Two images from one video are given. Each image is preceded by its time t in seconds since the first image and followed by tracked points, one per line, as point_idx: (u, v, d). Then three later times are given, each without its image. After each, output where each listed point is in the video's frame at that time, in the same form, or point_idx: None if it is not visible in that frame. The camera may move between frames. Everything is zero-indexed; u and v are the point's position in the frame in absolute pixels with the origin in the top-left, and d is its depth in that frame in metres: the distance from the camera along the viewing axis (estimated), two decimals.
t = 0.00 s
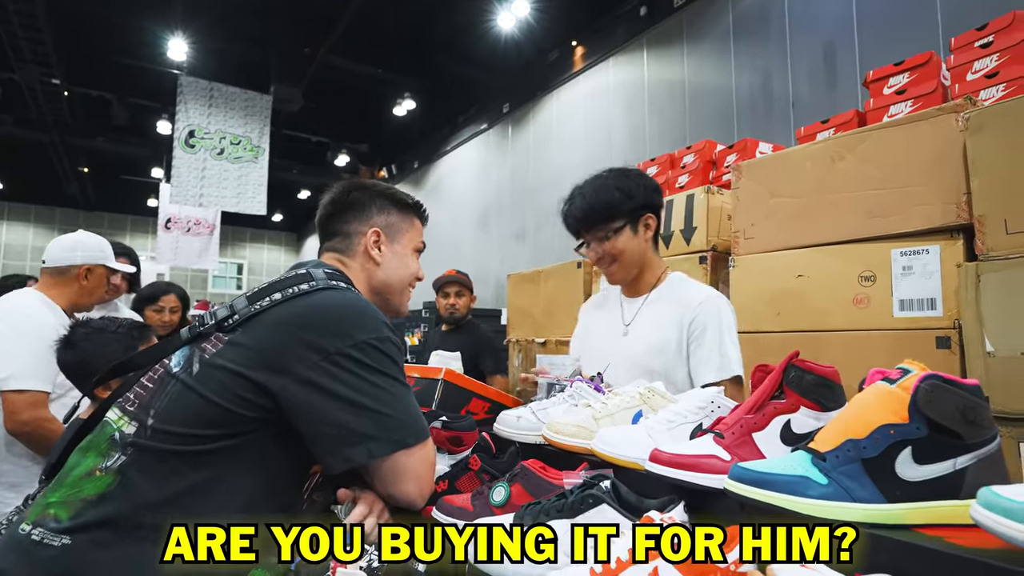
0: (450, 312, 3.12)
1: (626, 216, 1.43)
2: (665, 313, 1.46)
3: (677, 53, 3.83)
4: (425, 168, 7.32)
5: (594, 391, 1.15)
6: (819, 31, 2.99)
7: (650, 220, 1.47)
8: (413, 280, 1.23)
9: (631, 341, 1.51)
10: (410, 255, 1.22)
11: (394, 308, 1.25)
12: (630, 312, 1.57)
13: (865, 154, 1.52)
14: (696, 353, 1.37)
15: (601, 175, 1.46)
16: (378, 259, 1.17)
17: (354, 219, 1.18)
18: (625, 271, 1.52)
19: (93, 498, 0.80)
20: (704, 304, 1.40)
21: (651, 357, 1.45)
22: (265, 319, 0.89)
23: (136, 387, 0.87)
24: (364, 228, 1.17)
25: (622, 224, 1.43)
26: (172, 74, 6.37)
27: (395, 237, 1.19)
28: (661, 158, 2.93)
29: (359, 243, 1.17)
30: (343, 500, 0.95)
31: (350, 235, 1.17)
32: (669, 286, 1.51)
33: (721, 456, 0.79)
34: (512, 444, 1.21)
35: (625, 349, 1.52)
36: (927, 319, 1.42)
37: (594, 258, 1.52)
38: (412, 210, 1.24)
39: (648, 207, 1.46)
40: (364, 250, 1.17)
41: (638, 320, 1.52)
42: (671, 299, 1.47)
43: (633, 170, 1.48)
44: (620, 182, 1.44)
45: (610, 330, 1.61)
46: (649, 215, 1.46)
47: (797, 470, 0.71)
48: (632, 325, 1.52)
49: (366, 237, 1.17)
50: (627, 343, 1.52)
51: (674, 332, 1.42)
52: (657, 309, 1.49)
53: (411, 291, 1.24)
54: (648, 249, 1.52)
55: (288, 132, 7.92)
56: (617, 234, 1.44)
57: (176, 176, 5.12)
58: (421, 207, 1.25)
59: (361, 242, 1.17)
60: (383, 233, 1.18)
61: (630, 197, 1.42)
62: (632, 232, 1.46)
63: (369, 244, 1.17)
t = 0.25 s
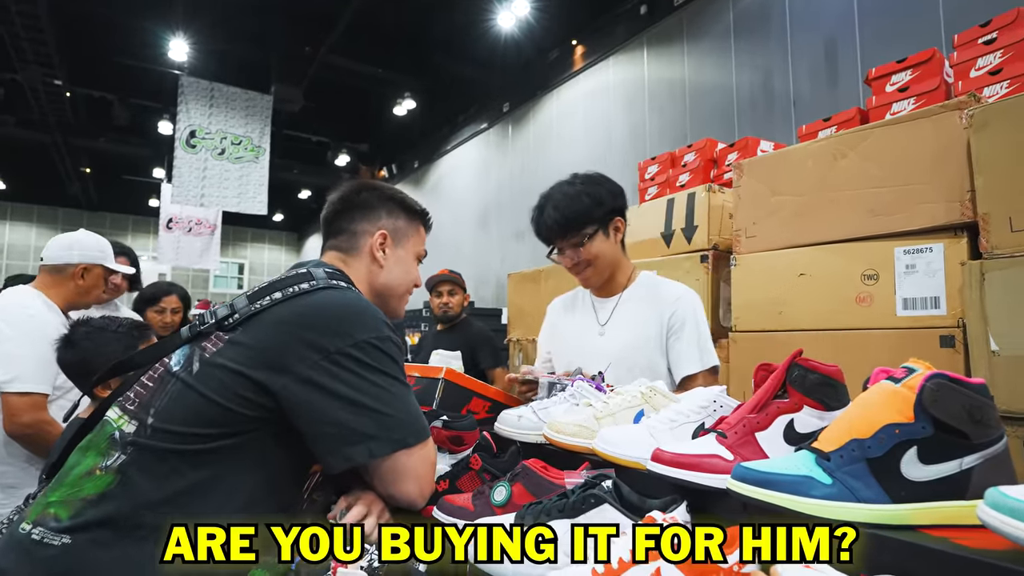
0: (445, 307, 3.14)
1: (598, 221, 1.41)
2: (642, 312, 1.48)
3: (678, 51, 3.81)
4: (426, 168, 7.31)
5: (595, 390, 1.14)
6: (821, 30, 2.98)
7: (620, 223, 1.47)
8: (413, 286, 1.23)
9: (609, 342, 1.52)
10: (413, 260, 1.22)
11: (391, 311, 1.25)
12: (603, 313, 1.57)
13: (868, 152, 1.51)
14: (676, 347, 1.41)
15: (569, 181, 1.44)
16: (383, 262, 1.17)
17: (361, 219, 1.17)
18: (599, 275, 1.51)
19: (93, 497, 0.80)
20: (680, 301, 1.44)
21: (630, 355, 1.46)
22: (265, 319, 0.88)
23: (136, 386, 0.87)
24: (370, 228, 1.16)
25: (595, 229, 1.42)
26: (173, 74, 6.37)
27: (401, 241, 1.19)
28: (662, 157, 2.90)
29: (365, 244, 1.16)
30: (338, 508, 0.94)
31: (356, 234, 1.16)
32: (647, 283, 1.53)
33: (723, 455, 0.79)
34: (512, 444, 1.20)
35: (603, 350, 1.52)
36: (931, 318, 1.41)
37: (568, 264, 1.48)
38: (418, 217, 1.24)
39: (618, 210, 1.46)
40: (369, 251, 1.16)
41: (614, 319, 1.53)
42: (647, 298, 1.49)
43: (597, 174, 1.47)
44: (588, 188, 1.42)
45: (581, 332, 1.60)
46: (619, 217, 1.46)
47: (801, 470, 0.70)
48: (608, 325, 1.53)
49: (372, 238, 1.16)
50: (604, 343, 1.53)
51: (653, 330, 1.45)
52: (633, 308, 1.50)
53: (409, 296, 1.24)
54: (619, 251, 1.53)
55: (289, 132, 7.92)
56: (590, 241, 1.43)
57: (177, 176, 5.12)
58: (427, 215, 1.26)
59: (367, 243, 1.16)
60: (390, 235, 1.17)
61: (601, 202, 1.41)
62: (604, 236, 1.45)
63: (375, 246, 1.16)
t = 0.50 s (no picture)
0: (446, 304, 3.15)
1: (591, 223, 1.38)
2: (641, 309, 1.49)
3: (684, 47, 3.79)
4: (432, 166, 7.31)
5: (603, 387, 1.13)
6: (830, 25, 2.95)
7: (611, 222, 1.44)
8: (415, 283, 1.23)
9: (609, 340, 1.52)
10: (418, 259, 1.22)
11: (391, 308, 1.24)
12: (601, 313, 1.56)
13: (879, 147, 1.49)
14: (677, 342, 1.43)
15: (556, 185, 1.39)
16: (390, 257, 1.17)
17: (371, 213, 1.17)
18: (595, 277, 1.49)
19: (104, 492, 0.80)
20: (682, 295, 1.47)
21: (632, 350, 1.47)
22: (272, 315, 0.88)
23: (145, 383, 0.87)
24: (380, 223, 1.16)
25: (588, 232, 1.39)
26: (180, 73, 6.39)
27: (408, 238, 1.19)
28: (668, 153, 2.88)
29: (374, 238, 1.16)
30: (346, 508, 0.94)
31: (365, 227, 1.16)
32: (648, 277, 1.53)
33: (732, 453, 0.77)
34: (519, 440, 1.19)
35: (603, 349, 1.52)
36: (942, 314, 1.39)
37: (563, 268, 1.46)
38: (427, 217, 1.25)
39: (608, 210, 1.43)
40: (377, 245, 1.16)
41: (614, 316, 1.53)
42: (645, 295, 1.50)
43: (580, 175, 1.42)
44: (573, 192, 1.38)
45: (577, 332, 1.59)
46: (609, 217, 1.43)
47: (811, 467, 0.69)
48: (606, 324, 1.53)
49: (382, 233, 1.16)
50: (604, 341, 1.52)
51: (654, 326, 1.46)
52: (631, 306, 1.50)
53: (410, 294, 1.24)
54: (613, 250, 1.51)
55: (295, 130, 7.93)
56: (584, 244, 1.40)
57: (185, 175, 5.13)
58: (435, 215, 1.27)
59: (375, 237, 1.16)
60: (398, 231, 1.18)
61: (591, 205, 1.38)
62: (596, 237, 1.42)
63: (383, 240, 1.16)
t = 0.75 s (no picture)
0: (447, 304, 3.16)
1: (599, 221, 1.35)
2: (653, 307, 1.47)
3: (697, 39, 3.75)
4: (439, 162, 7.29)
5: (615, 385, 1.12)
6: (847, 14, 2.91)
7: (621, 217, 1.41)
8: (422, 281, 1.21)
9: (621, 337, 1.51)
10: (424, 255, 1.20)
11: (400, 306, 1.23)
12: (613, 309, 1.55)
13: (897, 137, 1.47)
14: (690, 341, 1.40)
15: (561, 183, 1.36)
16: (394, 253, 1.15)
17: (374, 209, 1.16)
18: (607, 275, 1.47)
19: (106, 492, 0.79)
20: (694, 291, 1.43)
21: (645, 348, 1.46)
22: (275, 311, 0.87)
23: (149, 382, 0.86)
24: (382, 220, 1.15)
25: (597, 230, 1.36)
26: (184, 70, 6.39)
27: (412, 234, 1.17)
28: (681, 147, 2.86)
29: (377, 235, 1.14)
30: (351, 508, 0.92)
31: (368, 224, 1.15)
32: (660, 273, 1.50)
33: (748, 453, 0.76)
34: (529, 440, 1.17)
35: (616, 346, 1.51)
36: (965, 310, 1.36)
37: (575, 267, 1.45)
38: (434, 214, 1.24)
39: (616, 205, 1.39)
40: (381, 242, 1.14)
41: (626, 313, 1.51)
42: (658, 292, 1.47)
43: (587, 170, 1.37)
44: (580, 189, 1.34)
45: (590, 328, 1.59)
46: (620, 212, 1.40)
47: (830, 467, 0.68)
48: (618, 321, 1.52)
49: (384, 229, 1.14)
50: (616, 339, 1.51)
51: (667, 323, 1.44)
52: (644, 303, 1.49)
53: (418, 291, 1.22)
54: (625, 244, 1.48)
55: (300, 127, 7.93)
56: (593, 243, 1.37)
57: (189, 172, 5.15)
58: (441, 211, 1.25)
59: (378, 234, 1.14)
60: (401, 227, 1.16)
61: (598, 203, 1.34)
62: (607, 234, 1.40)
63: (386, 237, 1.14)
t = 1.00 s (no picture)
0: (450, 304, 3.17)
1: (607, 222, 1.34)
2: (663, 309, 1.44)
3: (704, 32, 3.73)
4: (442, 160, 7.28)
5: (622, 386, 1.10)
6: (858, 6, 2.88)
7: (631, 217, 1.39)
8: (426, 280, 1.20)
9: (631, 339, 1.48)
10: (427, 255, 1.19)
11: (405, 306, 1.21)
12: (624, 310, 1.53)
13: (911, 132, 1.45)
14: (701, 345, 1.37)
15: (565, 185, 1.33)
16: (397, 253, 1.14)
17: (377, 208, 1.15)
18: (620, 277, 1.45)
19: (107, 495, 0.78)
20: (703, 291, 1.39)
21: (653, 350, 1.43)
22: (275, 313, 0.86)
23: (149, 384, 0.85)
24: (386, 218, 1.14)
25: (605, 231, 1.34)
26: (185, 69, 6.38)
27: (416, 233, 1.16)
28: (689, 143, 2.83)
29: (379, 233, 1.13)
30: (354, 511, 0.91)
31: (371, 224, 1.14)
32: (669, 274, 1.47)
33: (759, 454, 0.75)
34: (534, 442, 1.16)
35: (625, 348, 1.49)
36: (982, 308, 1.34)
37: (585, 269, 1.44)
38: (436, 212, 1.21)
39: (623, 204, 1.37)
40: (383, 241, 1.13)
41: (636, 314, 1.49)
42: (668, 293, 1.44)
43: (593, 169, 1.34)
44: (586, 190, 1.31)
45: (603, 327, 1.58)
46: (629, 211, 1.38)
47: (843, 469, 0.66)
48: (628, 323, 1.50)
49: (388, 227, 1.13)
50: (625, 340, 1.50)
51: (677, 326, 1.41)
52: (654, 304, 1.46)
53: (422, 291, 1.20)
54: (637, 243, 1.46)
55: (301, 125, 7.91)
56: (602, 244, 1.36)
57: (190, 172, 5.14)
58: (447, 210, 1.23)
59: (381, 233, 1.13)
60: (405, 226, 1.15)
61: (604, 204, 1.32)
62: (616, 235, 1.38)
63: (390, 236, 1.13)
